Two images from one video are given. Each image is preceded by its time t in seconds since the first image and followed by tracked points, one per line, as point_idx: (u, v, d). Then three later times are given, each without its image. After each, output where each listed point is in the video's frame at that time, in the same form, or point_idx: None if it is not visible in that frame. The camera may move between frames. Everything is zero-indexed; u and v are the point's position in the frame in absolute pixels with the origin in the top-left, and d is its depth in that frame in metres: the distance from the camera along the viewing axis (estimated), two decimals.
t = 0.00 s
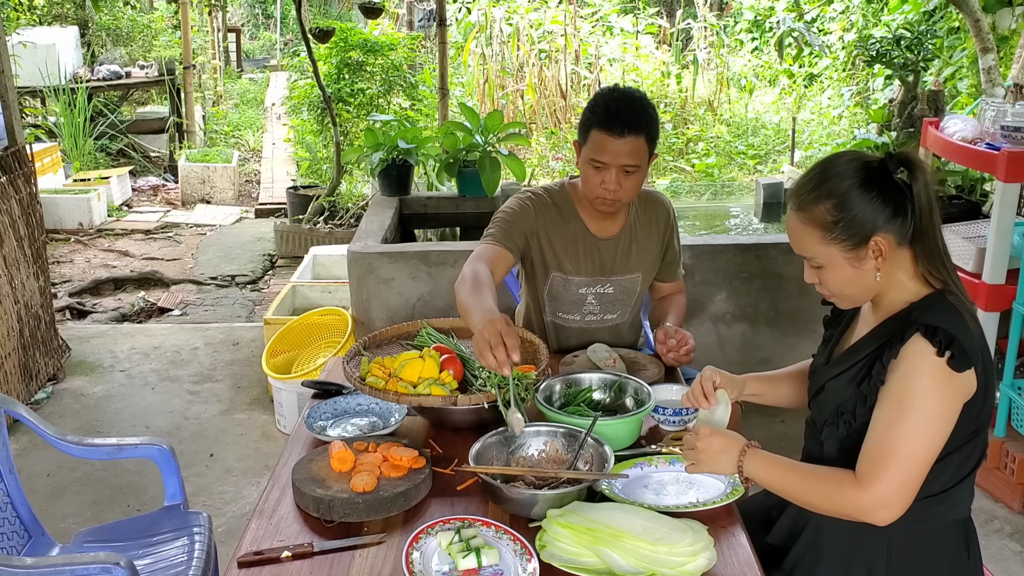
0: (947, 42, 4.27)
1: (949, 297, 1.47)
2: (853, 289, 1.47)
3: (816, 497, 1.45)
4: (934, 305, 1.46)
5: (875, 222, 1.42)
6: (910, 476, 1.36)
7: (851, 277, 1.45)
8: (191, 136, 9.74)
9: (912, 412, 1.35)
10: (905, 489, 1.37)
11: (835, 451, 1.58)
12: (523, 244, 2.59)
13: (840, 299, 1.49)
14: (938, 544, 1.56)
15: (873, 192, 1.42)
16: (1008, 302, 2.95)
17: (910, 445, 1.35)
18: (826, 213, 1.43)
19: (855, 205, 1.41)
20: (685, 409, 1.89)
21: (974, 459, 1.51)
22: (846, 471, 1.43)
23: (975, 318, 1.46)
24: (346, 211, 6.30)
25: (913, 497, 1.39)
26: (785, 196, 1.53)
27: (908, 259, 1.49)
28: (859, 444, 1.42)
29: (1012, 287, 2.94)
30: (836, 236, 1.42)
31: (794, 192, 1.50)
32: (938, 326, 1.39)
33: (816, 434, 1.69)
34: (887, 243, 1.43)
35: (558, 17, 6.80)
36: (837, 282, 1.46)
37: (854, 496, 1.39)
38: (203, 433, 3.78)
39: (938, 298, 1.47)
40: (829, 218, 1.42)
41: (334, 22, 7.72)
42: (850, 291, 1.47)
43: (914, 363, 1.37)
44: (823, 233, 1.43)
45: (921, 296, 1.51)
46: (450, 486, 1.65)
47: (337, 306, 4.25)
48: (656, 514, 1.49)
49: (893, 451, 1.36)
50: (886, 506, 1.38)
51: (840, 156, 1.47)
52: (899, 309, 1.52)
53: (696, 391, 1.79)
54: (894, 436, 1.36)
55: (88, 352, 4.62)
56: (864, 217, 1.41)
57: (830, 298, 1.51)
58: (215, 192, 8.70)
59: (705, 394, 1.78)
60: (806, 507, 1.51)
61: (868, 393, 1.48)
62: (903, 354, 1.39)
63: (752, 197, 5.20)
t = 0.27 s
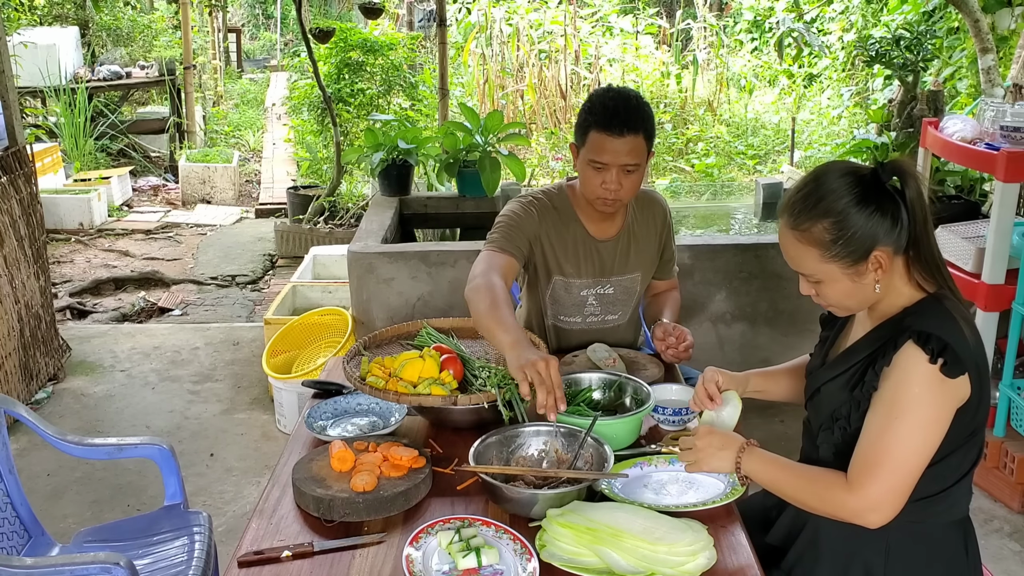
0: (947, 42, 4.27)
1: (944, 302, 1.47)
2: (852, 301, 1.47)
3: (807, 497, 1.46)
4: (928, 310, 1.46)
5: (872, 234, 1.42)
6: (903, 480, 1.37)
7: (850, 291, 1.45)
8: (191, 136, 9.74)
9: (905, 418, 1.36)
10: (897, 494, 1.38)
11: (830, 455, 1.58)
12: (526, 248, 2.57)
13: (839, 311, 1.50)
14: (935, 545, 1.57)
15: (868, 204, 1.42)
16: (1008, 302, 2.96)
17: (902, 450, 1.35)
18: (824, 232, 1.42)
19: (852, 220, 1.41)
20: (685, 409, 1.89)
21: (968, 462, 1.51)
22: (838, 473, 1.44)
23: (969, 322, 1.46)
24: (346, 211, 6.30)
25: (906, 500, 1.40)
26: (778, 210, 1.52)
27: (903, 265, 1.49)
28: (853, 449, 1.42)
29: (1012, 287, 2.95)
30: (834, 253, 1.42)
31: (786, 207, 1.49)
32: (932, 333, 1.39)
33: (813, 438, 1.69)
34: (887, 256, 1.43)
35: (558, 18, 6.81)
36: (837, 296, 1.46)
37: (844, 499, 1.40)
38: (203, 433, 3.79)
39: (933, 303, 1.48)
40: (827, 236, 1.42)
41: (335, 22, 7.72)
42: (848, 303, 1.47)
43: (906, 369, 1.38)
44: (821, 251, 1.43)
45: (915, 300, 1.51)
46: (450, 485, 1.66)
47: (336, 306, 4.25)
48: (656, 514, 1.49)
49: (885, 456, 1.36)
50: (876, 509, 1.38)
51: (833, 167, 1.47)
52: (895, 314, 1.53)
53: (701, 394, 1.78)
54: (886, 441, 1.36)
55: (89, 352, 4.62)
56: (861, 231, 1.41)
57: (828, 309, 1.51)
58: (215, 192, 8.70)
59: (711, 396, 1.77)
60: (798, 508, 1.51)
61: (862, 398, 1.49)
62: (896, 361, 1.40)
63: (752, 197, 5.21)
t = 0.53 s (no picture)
0: (946, 42, 4.28)
1: (939, 305, 1.48)
2: (846, 305, 1.48)
3: (810, 504, 1.46)
4: (923, 313, 1.47)
5: (865, 240, 1.42)
6: (904, 486, 1.37)
7: (845, 296, 1.46)
8: (192, 136, 9.75)
9: (903, 424, 1.36)
10: (899, 499, 1.38)
11: (828, 459, 1.59)
12: (517, 238, 2.61)
13: (834, 315, 1.51)
14: (935, 544, 1.58)
15: (861, 211, 1.42)
16: (1007, 302, 2.96)
17: (902, 458, 1.36)
18: (817, 239, 1.42)
19: (845, 226, 1.41)
20: (684, 409, 1.91)
21: (967, 462, 1.52)
22: (840, 480, 1.45)
23: (964, 324, 1.47)
24: (346, 211, 6.31)
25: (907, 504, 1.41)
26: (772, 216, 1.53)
27: (897, 269, 1.50)
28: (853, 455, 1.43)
29: (1012, 287, 2.95)
30: (828, 260, 1.42)
31: (779, 215, 1.49)
32: (927, 338, 1.40)
33: (811, 443, 1.69)
34: (880, 261, 1.44)
35: (557, 18, 6.82)
36: (832, 302, 1.47)
37: (847, 506, 1.41)
38: (204, 433, 3.79)
39: (928, 306, 1.48)
40: (821, 243, 1.42)
41: (335, 23, 7.73)
42: (843, 308, 1.48)
43: (903, 375, 1.38)
44: (814, 258, 1.43)
45: (911, 303, 1.52)
46: (450, 485, 1.66)
47: (337, 306, 4.26)
48: (655, 514, 1.50)
49: (886, 463, 1.37)
50: (880, 515, 1.39)
51: (825, 173, 1.47)
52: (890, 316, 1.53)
53: (702, 397, 1.79)
54: (886, 448, 1.37)
55: (89, 352, 4.63)
56: (854, 237, 1.41)
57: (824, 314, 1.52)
58: (215, 192, 8.70)
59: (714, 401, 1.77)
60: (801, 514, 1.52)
61: (859, 404, 1.49)
62: (893, 367, 1.40)
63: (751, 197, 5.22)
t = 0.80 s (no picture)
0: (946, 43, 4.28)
1: (937, 308, 1.49)
2: (844, 310, 1.49)
3: (808, 506, 1.47)
4: (919, 316, 1.48)
5: (863, 245, 1.43)
6: (902, 489, 1.38)
7: (843, 301, 1.47)
8: (192, 136, 9.76)
9: (901, 429, 1.37)
10: (897, 502, 1.39)
11: (826, 461, 1.60)
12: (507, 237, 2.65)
13: (831, 319, 1.52)
14: (934, 545, 1.58)
15: (858, 216, 1.43)
16: (1006, 302, 2.97)
17: (899, 461, 1.37)
18: (815, 245, 1.43)
19: (843, 232, 1.42)
20: (684, 409, 1.92)
21: (964, 463, 1.53)
22: (837, 483, 1.46)
23: (961, 327, 1.47)
24: (347, 211, 6.32)
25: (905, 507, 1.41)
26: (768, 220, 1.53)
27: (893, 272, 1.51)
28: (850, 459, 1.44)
29: (1011, 287, 2.96)
30: (826, 266, 1.43)
31: (776, 221, 1.50)
32: (924, 342, 1.40)
33: (808, 445, 1.70)
34: (877, 266, 1.44)
35: (557, 19, 6.83)
36: (829, 306, 1.48)
37: (845, 508, 1.42)
38: (205, 433, 3.80)
39: (925, 310, 1.49)
40: (818, 250, 1.43)
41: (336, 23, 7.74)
42: (840, 312, 1.49)
43: (901, 380, 1.38)
44: (811, 264, 1.44)
45: (907, 306, 1.53)
46: (451, 484, 1.67)
47: (337, 306, 4.27)
48: (654, 513, 1.51)
49: (884, 467, 1.37)
50: (878, 518, 1.40)
51: (821, 178, 1.48)
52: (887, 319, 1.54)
53: (703, 394, 1.78)
54: (883, 452, 1.38)
55: (90, 352, 4.64)
56: (852, 243, 1.42)
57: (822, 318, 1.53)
58: (216, 193, 8.72)
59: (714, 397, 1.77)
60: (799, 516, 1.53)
61: (856, 408, 1.50)
62: (890, 371, 1.41)
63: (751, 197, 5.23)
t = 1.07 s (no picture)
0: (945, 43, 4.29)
1: (937, 311, 1.49)
2: (844, 313, 1.49)
3: (807, 507, 1.47)
4: (919, 319, 1.48)
5: (863, 250, 1.43)
6: (900, 492, 1.38)
7: (843, 305, 1.47)
8: (192, 136, 9.76)
9: (899, 432, 1.37)
10: (895, 505, 1.39)
11: (824, 462, 1.60)
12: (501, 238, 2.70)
13: (830, 323, 1.52)
14: (933, 545, 1.58)
15: (858, 221, 1.43)
16: (1006, 302, 2.97)
17: (897, 464, 1.37)
18: (816, 252, 1.43)
19: (843, 238, 1.42)
20: (684, 408, 1.92)
21: (963, 464, 1.53)
22: (836, 485, 1.46)
23: (960, 329, 1.47)
24: (347, 211, 6.31)
25: (904, 509, 1.42)
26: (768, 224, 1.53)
27: (892, 275, 1.50)
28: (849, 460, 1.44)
29: (1011, 287, 2.96)
30: (826, 271, 1.43)
31: (775, 225, 1.49)
32: (924, 345, 1.40)
33: (807, 446, 1.69)
34: (877, 270, 1.45)
35: (557, 19, 6.84)
36: (829, 311, 1.48)
37: (844, 510, 1.42)
38: (205, 433, 3.80)
39: (925, 312, 1.49)
40: (818, 256, 1.43)
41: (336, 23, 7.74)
42: (839, 316, 1.49)
43: (900, 382, 1.38)
44: (812, 270, 1.44)
45: (907, 309, 1.53)
46: (451, 484, 1.67)
47: (337, 306, 4.27)
48: (655, 513, 1.51)
49: (882, 470, 1.38)
50: (876, 520, 1.40)
51: (821, 183, 1.47)
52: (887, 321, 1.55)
53: (701, 390, 1.79)
54: (881, 455, 1.38)
55: (90, 352, 4.64)
56: (852, 249, 1.42)
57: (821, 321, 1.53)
58: (216, 193, 8.71)
59: (711, 392, 1.78)
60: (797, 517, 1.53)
61: (855, 410, 1.49)
62: (889, 374, 1.40)
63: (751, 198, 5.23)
